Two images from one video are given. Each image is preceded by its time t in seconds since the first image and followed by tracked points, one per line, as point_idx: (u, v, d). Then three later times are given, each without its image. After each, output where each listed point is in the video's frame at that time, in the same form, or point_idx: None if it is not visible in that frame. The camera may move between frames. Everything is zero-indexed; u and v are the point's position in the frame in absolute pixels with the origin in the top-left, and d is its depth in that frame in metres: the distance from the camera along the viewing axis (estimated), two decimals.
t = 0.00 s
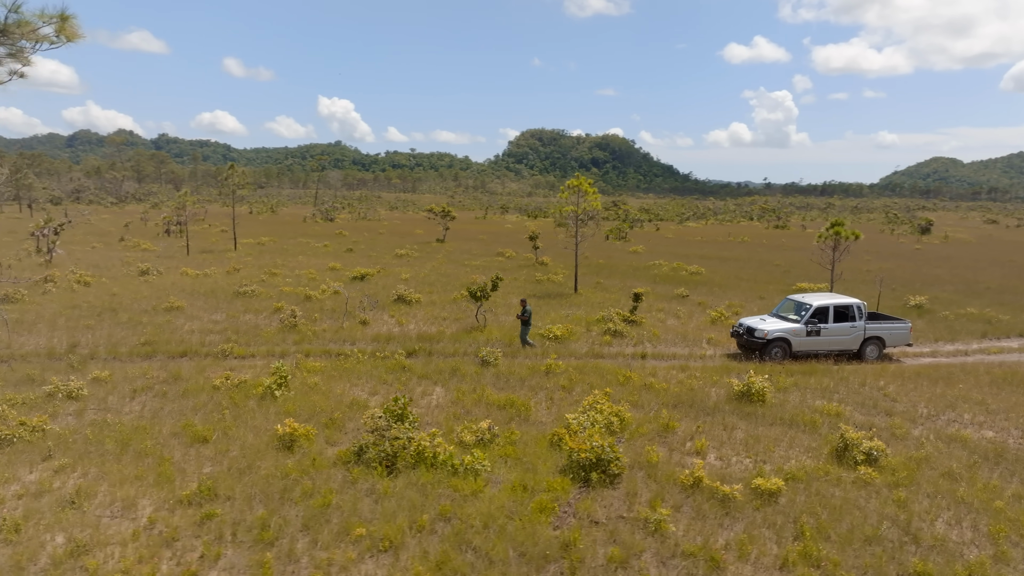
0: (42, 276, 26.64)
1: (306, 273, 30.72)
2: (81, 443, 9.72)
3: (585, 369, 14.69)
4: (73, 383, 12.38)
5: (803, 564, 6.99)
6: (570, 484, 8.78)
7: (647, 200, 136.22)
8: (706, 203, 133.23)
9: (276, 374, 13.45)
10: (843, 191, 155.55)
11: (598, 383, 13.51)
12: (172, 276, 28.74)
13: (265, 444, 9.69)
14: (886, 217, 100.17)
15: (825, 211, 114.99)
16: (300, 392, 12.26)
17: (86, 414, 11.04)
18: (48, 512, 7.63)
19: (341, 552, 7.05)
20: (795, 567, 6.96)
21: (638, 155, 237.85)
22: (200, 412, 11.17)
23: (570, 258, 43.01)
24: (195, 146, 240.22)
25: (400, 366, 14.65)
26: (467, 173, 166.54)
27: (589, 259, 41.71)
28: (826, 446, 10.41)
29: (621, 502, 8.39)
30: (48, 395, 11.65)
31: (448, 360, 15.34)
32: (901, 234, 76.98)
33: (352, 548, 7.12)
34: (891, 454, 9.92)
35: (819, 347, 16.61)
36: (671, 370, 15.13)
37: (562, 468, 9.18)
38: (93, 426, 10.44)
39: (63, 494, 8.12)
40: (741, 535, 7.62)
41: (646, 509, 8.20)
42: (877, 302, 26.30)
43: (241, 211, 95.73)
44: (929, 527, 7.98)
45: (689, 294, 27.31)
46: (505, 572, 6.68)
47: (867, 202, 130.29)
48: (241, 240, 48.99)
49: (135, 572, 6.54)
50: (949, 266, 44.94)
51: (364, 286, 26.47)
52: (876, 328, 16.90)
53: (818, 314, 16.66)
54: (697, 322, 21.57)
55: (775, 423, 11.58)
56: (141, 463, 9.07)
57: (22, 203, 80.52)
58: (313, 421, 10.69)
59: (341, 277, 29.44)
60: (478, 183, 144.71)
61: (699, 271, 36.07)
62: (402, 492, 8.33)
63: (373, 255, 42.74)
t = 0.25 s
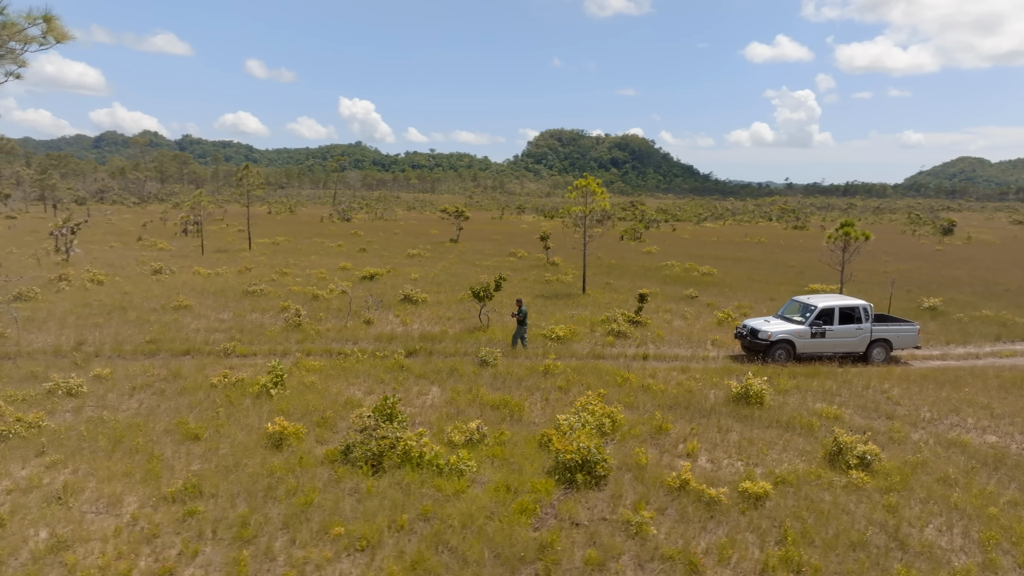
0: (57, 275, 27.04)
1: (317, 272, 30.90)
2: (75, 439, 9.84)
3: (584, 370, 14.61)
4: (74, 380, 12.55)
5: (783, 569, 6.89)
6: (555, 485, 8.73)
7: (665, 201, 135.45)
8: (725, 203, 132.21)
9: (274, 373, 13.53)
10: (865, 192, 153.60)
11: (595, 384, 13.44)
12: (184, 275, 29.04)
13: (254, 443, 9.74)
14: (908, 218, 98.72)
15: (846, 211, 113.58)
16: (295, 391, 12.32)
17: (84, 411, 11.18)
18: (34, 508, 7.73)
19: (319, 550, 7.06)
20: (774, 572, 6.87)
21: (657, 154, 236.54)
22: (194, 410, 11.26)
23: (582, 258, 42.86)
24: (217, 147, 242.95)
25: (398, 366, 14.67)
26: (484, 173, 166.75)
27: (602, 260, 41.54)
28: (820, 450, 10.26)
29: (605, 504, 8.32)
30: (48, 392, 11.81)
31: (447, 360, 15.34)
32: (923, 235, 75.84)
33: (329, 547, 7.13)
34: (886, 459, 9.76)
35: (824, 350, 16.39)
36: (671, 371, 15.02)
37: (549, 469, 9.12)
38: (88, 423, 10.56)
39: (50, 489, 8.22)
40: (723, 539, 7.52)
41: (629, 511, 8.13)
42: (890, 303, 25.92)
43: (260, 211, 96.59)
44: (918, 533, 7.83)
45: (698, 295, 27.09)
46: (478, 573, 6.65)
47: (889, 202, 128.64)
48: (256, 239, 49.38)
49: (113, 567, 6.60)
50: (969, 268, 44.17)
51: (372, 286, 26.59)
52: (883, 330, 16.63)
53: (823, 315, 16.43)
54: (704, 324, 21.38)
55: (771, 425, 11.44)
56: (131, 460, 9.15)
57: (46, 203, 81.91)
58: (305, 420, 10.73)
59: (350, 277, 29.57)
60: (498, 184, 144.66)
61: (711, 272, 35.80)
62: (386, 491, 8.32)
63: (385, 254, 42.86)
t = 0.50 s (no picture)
0: (72, 273, 27.44)
1: (327, 272, 31.08)
2: (69, 435, 9.96)
3: (583, 371, 14.54)
4: (76, 377, 12.72)
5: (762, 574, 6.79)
6: (540, 486, 8.68)
7: (684, 201, 134.59)
8: (744, 203, 131.10)
9: (272, 371, 13.61)
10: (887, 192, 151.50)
11: (592, 385, 13.36)
12: (196, 275, 29.34)
13: (244, 441, 9.80)
14: (931, 218, 97.18)
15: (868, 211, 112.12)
16: (291, 390, 12.39)
17: (82, 407, 11.33)
18: (22, 502, 7.83)
19: (295, 549, 7.07)
20: None
21: (677, 154, 235.04)
22: (190, 408, 11.36)
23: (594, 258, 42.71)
24: (238, 147, 245.54)
25: (397, 365, 14.70)
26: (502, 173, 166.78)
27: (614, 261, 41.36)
28: (814, 453, 10.10)
29: (588, 506, 8.26)
30: (49, 388, 11.99)
31: (447, 360, 15.34)
32: (945, 236, 74.66)
33: (306, 545, 7.14)
34: (880, 463, 9.59)
35: (829, 352, 16.15)
36: (671, 373, 14.89)
37: (535, 469, 9.06)
38: (84, 420, 10.69)
39: (40, 484, 8.33)
40: (705, 543, 7.43)
41: (612, 514, 8.06)
42: (903, 305, 25.52)
43: (279, 211, 97.43)
44: (906, 539, 7.69)
45: (707, 296, 26.86)
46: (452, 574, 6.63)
47: (912, 202, 126.93)
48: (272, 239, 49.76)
49: (91, 563, 6.67)
50: (990, 269, 43.36)
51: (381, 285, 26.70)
52: (890, 332, 16.34)
53: (829, 317, 16.17)
54: (710, 325, 21.18)
55: (766, 428, 11.30)
56: (121, 456, 9.25)
57: (70, 203, 83.35)
58: (297, 418, 10.77)
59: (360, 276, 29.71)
60: (515, 183, 144.66)
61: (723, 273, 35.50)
62: (369, 491, 8.32)
63: (398, 254, 43.01)
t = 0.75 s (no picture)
0: (87, 272, 27.87)
1: (338, 271, 31.27)
2: (65, 432, 10.10)
3: (581, 372, 14.47)
4: (78, 374, 12.90)
5: None
6: (524, 487, 8.64)
7: (703, 202, 133.70)
8: (763, 204, 129.92)
9: (271, 370, 13.70)
10: (910, 192, 149.30)
11: (589, 386, 13.29)
12: (209, 274, 29.64)
13: (235, 439, 9.87)
14: (954, 219, 95.58)
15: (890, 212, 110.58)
16: (287, 388, 12.46)
17: (81, 404, 11.48)
18: (10, 497, 7.94)
19: (273, 547, 7.09)
20: None
21: (696, 154, 233.48)
22: (186, 405, 11.47)
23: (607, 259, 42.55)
24: (259, 148, 247.90)
25: (395, 365, 14.73)
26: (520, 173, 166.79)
27: (626, 261, 41.16)
28: (808, 456, 9.96)
29: (570, 508, 8.20)
30: (50, 385, 12.16)
31: (446, 359, 15.35)
32: (968, 237, 73.40)
33: (283, 543, 7.16)
34: (873, 468, 9.43)
35: (834, 353, 15.92)
36: (671, 374, 14.77)
37: (520, 470, 9.02)
38: (81, 416, 10.84)
39: (29, 479, 8.43)
40: (685, 546, 7.35)
41: (594, 516, 7.99)
42: (917, 307, 25.11)
43: (297, 211, 98.26)
44: (894, 546, 7.53)
45: (717, 297, 26.63)
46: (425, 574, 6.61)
47: (936, 203, 124.97)
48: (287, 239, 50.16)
49: (69, 558, 6.73)
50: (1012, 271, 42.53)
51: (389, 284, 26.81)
52: (897, 334, 16.07)
53: (834, 318, 15.94)
54: (716, 327, 20.98)
55: (761, 431, 11.16)
56: (112, 452, 9.35)
57: (93, 203, 84.75)
58: (289, 417, 10.83)
59: (369, 276, 29.85)
60: (533, 184, 144.61)
61: (736, 274, 35.20)
62: (352, 489, 8.34)
63: (410, 254, 43.14)
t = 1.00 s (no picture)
0: (101, 271, 28.29)
1: (348, 271, 31.43)
2: (61, 428, 10.24)
3: (580, 372, 14.41)
4: (79, 372, 13.09)
5: None
6: (508, 488, 8.60)
7: (722, 202, 132.69)
8: (783, 205, 128.61)
9: (270, 368, 13.80)
10: (934, 192, 147.06)
11: (585, 387, 13.22)
12: (220, 273, 29.93)
13: (226, 436, 9.95)
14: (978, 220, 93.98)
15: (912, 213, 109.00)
16: (283, 387, 12.54)
17: (79, 401, 11.64)
18: None
19: (251, 544, 7.13)
20: None
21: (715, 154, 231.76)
22: (182, 403, 11.58)
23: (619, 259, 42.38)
24: (279, 148, 250.25)
25: (394, 364, 14.77)
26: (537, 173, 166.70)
27: (638, 262, 40.94)
28: (799, 459, 9.82)
29: (552, 509, 8.17)
30: (51, 382, 12.36)
31: (446, 359, 15.36)
32: (991, 238, 72.11)
33: (261, 540, 7.19)
34: (865, 472, 9.27)
35: (838, 356, 15.71)
36: (671, 376, 14.66)
37: (506, 470, 9.00)
38: (79, 413, 10.99)
39: (20, 475, 8.56)
40: (664, 549, 7.28)
41: (575, 518, 7.94)
42: (930, 310, 24.71)
43: (315, 211, 99.04)
44: (879, 552, 7.40)
45: (726, 298, 26.40)
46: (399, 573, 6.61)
47: (959, 203, 123.03)
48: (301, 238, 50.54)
49: (49, 553, 6.81)
50: None
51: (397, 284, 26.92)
52: (903, 336, 15.81)
53: (838, 320, 15.72)
54: (722, 328, 20.79)
55: (756, 433, 11.03)
56: (104, 449, 9.46)
57: (116, 203, 86.10)
58: (282, 415, 10.89)
59: (379, 276, 29.98)
60: (550, 184, 144.51)
61: (748, 275, 34.89)
62: (335, 488, 8.37)
63: (423, 254, 43.26)
